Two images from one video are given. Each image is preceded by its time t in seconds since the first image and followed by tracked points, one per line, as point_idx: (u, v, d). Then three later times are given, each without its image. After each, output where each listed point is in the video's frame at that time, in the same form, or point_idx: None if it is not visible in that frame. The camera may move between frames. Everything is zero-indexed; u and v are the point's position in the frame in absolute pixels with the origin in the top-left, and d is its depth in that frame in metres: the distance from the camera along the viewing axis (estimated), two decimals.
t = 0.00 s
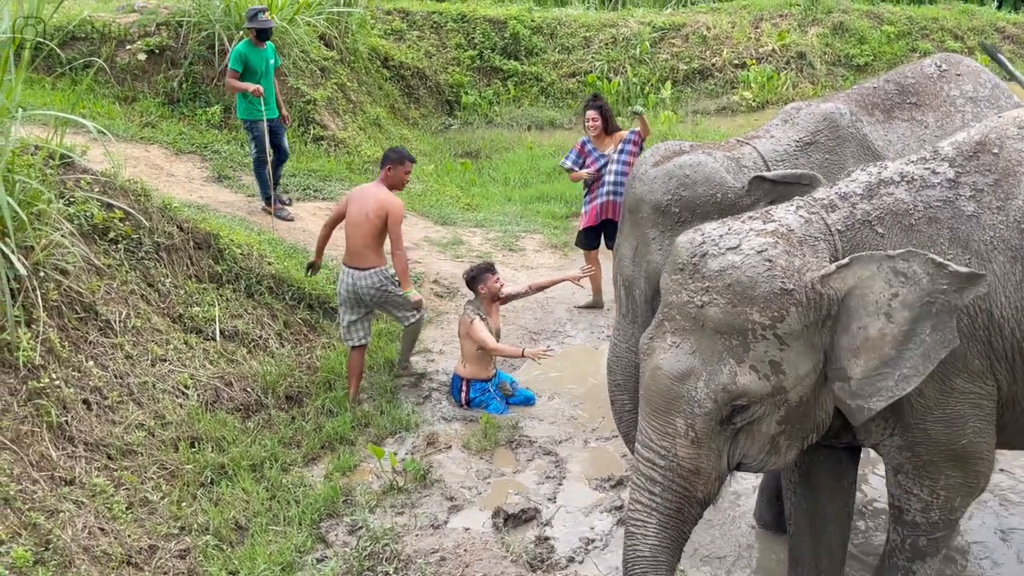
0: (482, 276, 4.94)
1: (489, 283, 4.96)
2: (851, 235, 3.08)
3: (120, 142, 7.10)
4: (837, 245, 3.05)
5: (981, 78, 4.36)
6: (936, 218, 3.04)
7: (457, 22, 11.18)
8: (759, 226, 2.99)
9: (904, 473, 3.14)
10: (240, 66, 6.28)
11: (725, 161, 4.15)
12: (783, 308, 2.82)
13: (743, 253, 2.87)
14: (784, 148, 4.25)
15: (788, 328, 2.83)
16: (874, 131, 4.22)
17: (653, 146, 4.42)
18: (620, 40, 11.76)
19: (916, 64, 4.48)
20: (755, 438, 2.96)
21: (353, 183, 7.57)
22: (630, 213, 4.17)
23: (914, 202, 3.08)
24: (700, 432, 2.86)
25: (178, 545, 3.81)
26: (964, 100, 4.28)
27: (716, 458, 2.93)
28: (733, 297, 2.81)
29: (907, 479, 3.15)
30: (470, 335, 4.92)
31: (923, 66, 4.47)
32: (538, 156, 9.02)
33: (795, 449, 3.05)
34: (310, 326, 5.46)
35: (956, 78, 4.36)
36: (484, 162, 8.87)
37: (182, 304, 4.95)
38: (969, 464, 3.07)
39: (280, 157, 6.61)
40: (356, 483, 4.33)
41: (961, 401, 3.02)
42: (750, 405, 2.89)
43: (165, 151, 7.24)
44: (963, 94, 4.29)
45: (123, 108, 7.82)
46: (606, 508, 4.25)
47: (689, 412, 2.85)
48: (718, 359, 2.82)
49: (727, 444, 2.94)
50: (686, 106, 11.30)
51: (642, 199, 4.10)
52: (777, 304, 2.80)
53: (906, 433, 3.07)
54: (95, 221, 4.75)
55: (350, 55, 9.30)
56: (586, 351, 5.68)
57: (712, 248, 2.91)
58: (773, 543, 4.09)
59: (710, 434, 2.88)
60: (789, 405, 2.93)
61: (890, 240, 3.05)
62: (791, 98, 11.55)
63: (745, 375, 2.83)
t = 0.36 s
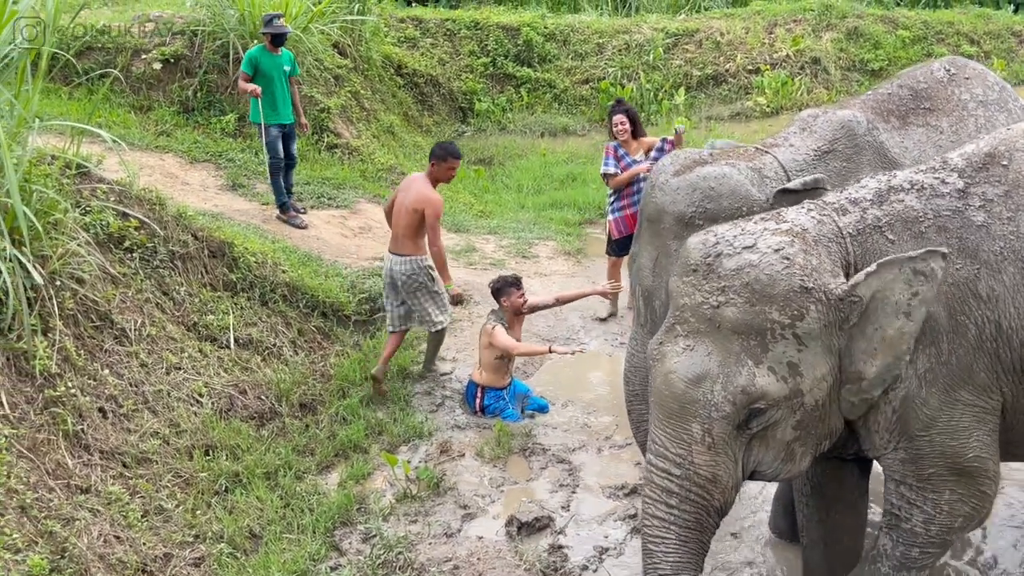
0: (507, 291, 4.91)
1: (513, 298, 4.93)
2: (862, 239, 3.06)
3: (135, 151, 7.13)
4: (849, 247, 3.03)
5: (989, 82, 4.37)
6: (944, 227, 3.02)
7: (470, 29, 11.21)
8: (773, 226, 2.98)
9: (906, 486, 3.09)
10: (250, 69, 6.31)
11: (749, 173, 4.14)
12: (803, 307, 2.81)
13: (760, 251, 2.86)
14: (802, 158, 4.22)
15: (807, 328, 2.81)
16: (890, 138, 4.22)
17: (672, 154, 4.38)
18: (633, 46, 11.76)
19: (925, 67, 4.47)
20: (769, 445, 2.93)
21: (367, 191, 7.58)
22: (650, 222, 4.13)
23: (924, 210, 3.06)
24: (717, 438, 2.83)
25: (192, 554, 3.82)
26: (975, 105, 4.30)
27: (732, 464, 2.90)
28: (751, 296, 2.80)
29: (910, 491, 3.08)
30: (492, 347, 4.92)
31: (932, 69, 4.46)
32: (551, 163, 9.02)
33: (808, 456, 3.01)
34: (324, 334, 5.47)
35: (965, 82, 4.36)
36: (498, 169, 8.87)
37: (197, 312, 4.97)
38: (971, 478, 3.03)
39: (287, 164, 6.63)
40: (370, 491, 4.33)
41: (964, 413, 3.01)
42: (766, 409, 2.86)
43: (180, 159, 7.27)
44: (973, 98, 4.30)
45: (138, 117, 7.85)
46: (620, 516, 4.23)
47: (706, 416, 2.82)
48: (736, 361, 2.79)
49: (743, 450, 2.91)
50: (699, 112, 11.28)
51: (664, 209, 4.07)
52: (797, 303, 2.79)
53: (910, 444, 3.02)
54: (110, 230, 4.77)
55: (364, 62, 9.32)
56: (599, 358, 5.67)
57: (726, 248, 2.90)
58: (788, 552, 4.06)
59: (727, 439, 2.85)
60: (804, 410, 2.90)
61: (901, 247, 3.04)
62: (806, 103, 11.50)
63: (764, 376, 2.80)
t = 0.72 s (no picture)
0: (531, 309, 4.83)
1: (536, 317, 4.85)
2: (880, 236, 2.93)
3: (150, 159, 7.17)
4: (868, 238, 2.90)
5: (998, 87, 4.31)
6: (960, 236, 2.98)
7: (484, 36, 11.25)
8: (794, 204, 2.89)
9: (896, 498, 2.97)
10: (263, 74, 6.35)
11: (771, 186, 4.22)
12: (819, 282, 2.71)
13: (780, 223, 2.77)
14: (821, 166, 4.25)
15: (820, 305, 2.71)
16: (903, 144, 4.17)
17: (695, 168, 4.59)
18: (646, 53, 11.77)
19: (933, 72, 4.42)
20: (768, 430, 2.84)
21: (380, 199, 7.59)
22: (675, 237, 4.42)
23: (942, 217, 3.00)
24: (716, 412, 2.71)
25: (205, 561, 3.82)
26: (984, 109, 4.23)
27: (728, 445, 2.78)
28: (766, 266, 2.69)
29: (904, 500, 2.97)
30: (510, 359, 4.82)
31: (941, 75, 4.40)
32: (565, 169, 9.02)
33: (808, 449, 2.91)
34: (337, 341, 5.48)
35: (974, 87, 4.30)
36: (511, 176, 8.88)
37: (211, 319, 4.98)
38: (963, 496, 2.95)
39: (300, 168, 6.66)
40: (382, 499, 4.33)
41: (958, 429, 2.97)
42: (770, 388, 2.76)
43: (194, 167, 7.30)
44: (983, 103, 4.24)
45: (153, 125, 7.89)
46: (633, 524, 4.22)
47: (707, 388, 2.69)
48: (745, 332, 2.68)
49: (740, 432, 2.81)
50: (713, 118, 11.27)
51: (687, 225, 4.34)
52: (813, 277, 2.69)
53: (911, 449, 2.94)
54: (125, 237, 4.78)
55: (378, 70, 9.34)
56: (612, 366, 5.66)
57: (745, 219, 2.81)
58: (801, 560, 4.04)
59: (726, 415, 2.73)
60: (809, 396, 2.79)
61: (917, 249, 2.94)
62: (820, 109, 11.45)
63: (772, 351, 2.70)
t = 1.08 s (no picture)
0: (539, 317, 4.77)
1: (543, 325, 4.79)
2: (887, 239, 2.83)
3: (159, 164, 7.18)
4: (877, 239, 2.81)
5: (1001, 91, 4.37)
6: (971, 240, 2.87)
7: (493, 41, 11.28)
8: (803, 201, 2.82)
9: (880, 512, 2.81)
10: (273, 80, 6.35)
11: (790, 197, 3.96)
12: (824, 277, 2.65)
13: (788, 215, 2.71)
14: (832, 174, 4.07)
15: (823, 301, 2.65)
16: (911, 147, 4.16)
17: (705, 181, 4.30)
18: (655, 57, 11.77)
19: (937, 74, 4.46)
20: (759, 431, 2.78)
21: (388, 204, 7.58)
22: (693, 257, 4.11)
23: (952, 219, 2.89)
24: (703, 404, 2.66)
25: (214, 566, 3.82)
26: (989, 112, 4.30)
27: (712, 440, 2.72)
28: (771, 257, 2.64)
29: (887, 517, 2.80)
30: (521, 369, 4.76)
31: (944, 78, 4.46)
32: (573, 174, 9.02)
33: (800, 454, 2.84)
34: (345, 346, 5.47)
35: (978, 90, 4.35)
36: (519, 181, 8.88)
37: (219, 324, 4.98)
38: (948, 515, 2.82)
39: (308, 174, 6.66)
40: (391, 504, 4.31)
41: (950, 449, 2.84)
42: (764, 385, 2.69)
43: (203, 172, 7.30)
44: (988, 107, 4.30)
45: (162, 130, 7.90)
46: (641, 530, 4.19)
47: (696, 377, 2.65)
48: (743, 324, 2.63)
49: (728, 429, 2.75)
50: (722, 123, 11.25)
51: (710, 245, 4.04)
52: (817, 271, 2.63)
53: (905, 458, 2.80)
54: (134, 242, 4.79)
55: (386, 75, 9.35)
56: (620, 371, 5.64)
57: (753, 210, 2.75)
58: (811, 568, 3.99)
59: (713, 408, 2.67)
60: (805, 397, 2.72)
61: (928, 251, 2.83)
62: (829, 114, 11.36)
63: (768, 345, 2.63)
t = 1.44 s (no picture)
0: (529, 294, 4.72)
1: (533, 303, 4.75)
2: (875, 261, 2.74)
3: (159, 166, 7.16)
4: (862, 261, 2.73)
5: (998, 92, 4.26)
6: (970, 252, 2.74)
7: (494, 43, 11.28)
8: (781, 227, 2.75)
9: (866, 538, 2.78)
10: (274, 82, 6.34)
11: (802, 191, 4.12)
12: (794, 309, 2.59)
13: (757, 247, 2.66)
14: (841, 172, 4.19)
15: (797, 333, 2.59)
16: (914, 150, 4.14)
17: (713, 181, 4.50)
18: (657, 60, 11.76)
19: (934, 77, 4.39)
20: (751, 463, 2.73)
21: (390, 206, 7.57)
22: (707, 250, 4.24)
23: (948, 234, 2.76)
24: (686, 443, 2.64)
25: (214, 569, 3.80)
26: (987, 115, 4.17)
27: (702, 479, 2.70)
28: (740, 291, 2.59)
29: (880, 537, 2.76)
30: (522, 352, 4.71)
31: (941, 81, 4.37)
32: (575, 176, 9.01)
33: (797, 484, 2.79)
34: (347, 349, 5.45)
35: (975, 92, 4.25)
36: (521, 183, 8.86)
37: (220, 327, 4.97)
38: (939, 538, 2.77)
39: (310, 176, 6.65)
40: (392, 507, 4.30)
41: (952, 470, 2.75)
42: (747, 420, 2.65)
43: (204, 174, 7.29)
44: (985, 109, 4.18)
45: (162, 131, 7.89)
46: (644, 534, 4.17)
47: (676, 418, 2.63)
48: (716, 361, 2.60)
49: (717, 465, 2.72)
50: (724, 125, 11.24)
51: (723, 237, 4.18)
52: (787, 304, 2.58)
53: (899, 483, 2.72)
54: (135, 244, 4.77)
55: (388, 77, 9.34)
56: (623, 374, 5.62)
57: (725, 241, 2.70)
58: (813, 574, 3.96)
59: (698, 447, 2.65)
60: (792, 428, 2.68)
61: (921, 268, 2.71)
62: (832, 116, 11.29)
63: (744, 381, 2.60)
